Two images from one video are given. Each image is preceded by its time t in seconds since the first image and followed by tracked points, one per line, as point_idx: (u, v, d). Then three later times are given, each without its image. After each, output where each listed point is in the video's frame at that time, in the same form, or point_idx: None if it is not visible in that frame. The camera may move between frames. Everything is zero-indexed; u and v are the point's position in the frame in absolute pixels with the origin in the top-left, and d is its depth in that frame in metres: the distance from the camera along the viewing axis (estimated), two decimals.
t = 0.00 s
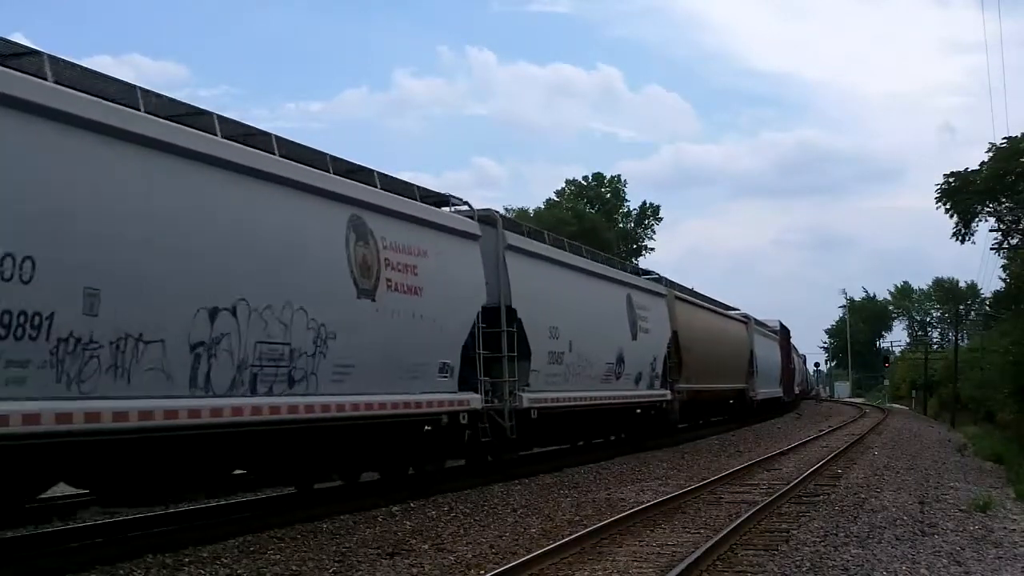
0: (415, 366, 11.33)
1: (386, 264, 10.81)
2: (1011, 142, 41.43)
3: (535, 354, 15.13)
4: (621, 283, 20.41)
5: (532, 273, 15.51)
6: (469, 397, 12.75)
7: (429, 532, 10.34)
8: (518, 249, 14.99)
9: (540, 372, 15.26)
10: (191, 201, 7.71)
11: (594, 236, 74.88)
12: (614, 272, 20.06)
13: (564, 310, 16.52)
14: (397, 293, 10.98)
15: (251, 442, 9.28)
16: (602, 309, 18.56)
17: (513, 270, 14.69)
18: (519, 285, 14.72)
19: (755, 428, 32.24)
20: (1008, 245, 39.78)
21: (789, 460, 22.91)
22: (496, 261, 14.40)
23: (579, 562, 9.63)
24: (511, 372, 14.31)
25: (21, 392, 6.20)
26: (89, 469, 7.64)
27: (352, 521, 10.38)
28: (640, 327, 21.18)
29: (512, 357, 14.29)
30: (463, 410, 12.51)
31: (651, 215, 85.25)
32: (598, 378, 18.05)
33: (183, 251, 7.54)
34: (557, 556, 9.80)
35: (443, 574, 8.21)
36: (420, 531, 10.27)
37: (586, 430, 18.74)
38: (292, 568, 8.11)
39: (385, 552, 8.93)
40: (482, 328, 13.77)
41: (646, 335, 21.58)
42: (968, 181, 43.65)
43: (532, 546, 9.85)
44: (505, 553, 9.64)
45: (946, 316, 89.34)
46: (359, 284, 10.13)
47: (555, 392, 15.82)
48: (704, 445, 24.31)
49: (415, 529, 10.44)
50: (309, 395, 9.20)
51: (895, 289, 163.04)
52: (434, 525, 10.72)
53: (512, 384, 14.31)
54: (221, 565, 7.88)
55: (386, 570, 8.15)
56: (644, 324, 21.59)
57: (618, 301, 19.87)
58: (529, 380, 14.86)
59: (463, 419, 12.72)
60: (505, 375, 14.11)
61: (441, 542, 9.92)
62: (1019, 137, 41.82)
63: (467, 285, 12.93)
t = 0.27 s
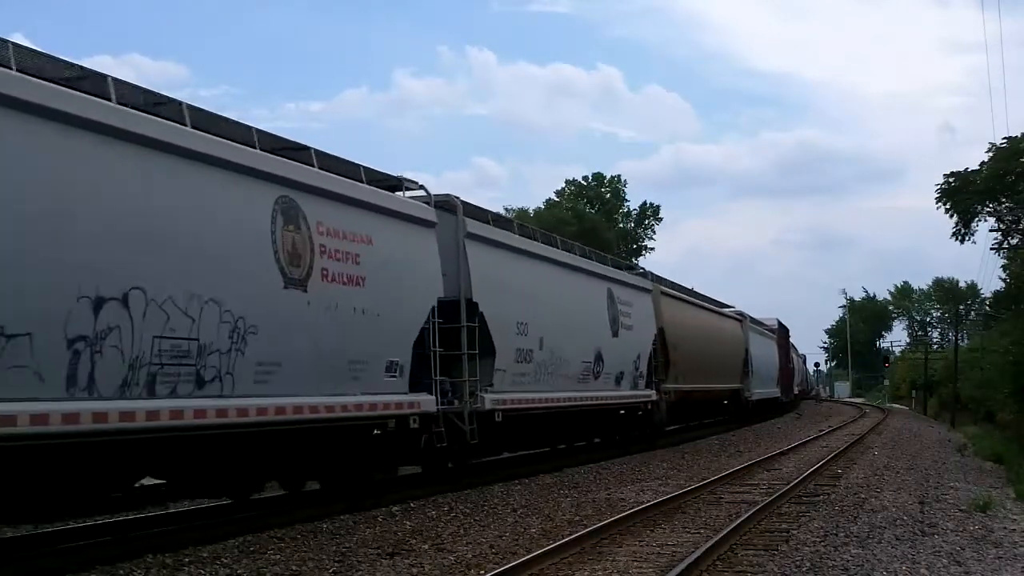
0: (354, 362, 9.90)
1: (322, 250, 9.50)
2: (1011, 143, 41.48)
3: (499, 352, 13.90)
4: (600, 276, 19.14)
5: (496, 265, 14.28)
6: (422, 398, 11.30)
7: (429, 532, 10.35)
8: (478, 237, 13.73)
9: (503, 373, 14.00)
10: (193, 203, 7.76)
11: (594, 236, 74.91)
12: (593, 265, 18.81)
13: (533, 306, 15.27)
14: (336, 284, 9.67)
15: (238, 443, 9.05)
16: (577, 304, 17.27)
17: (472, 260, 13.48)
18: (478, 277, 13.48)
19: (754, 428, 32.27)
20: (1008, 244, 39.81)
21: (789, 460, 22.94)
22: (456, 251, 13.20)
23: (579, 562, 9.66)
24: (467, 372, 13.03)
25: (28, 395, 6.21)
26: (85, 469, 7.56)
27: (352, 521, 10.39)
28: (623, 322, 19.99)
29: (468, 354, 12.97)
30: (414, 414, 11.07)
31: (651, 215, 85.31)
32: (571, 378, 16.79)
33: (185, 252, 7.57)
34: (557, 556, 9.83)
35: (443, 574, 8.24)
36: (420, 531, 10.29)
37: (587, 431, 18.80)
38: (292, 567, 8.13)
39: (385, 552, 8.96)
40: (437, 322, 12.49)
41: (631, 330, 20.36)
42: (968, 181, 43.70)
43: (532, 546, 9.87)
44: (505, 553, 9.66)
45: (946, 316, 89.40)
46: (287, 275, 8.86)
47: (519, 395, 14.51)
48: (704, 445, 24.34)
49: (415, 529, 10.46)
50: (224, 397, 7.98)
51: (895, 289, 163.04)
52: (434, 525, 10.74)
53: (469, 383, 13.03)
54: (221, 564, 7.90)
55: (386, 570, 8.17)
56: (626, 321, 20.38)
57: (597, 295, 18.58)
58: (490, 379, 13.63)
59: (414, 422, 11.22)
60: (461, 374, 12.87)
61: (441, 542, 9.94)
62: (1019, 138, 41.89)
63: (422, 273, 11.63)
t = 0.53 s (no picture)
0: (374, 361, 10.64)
1: (240, 235, 8.58)
2: (1012, 144, 43.13)
3: (505, 347, 13.88)
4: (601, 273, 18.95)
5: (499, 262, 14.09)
6: (440, 398, 11.95)
7: (431, 529, 11.54)
8: (482, 235, 13.57)
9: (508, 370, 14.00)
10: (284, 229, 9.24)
11: (594, 236, 76.61)
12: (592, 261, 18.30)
13: (539, 302, 15.17)
14: (257, 271, 8.72)
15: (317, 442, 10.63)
16: (580, 301, 17.10)
17: (474, 257, 13.29)
18: (482, 274, 13.33)
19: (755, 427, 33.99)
20: (1007, 245, 41.49)
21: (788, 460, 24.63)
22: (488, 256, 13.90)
23: (579, 563, 10.89)
24: (483, 365, 13.24)
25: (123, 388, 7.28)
26: (209, 463, 9.17)
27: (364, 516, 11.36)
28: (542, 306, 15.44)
29: (484, 346, 13.24)
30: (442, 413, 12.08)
31: (652, 215, 87.00)
32: (575, 374, 16.82)
33: (274, 268, 8.98)
34: (558, 557, 11.08)
35: None
36: (423, 528, 11.46)
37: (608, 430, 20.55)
38: (294, 567, 8.96)
39: (385, 552, 9.78)
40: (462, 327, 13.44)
41: (631, 326, 20.27)
42: (969, 180, 45.35)
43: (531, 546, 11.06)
44: (504, 554, 10.79)
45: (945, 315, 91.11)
46: (192, 260, 7.98)
47: (524, 392, 14.52)
48: (706, 444, 26.03)
49: (417, 526, 11.69)
50: (270, 393, 8.95)
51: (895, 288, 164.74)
52: (434, 524, 11.93)
53: (483, 376, 13.23)
54: (222, 565, 8.68)
55: (386, 570, 9.03)
56: (629, 318, 20.38)
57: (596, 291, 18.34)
58: (498, 373, 13.72)
59: (455, 420, 12.38)
60: (477, 368, 13.02)
61: (441, 542, 11.00)
62: (1020, 139, 43.50)
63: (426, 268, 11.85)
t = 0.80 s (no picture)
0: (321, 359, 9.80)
1: (132, 214, 7.25)
2: (1011, 143, 42.75)
3: (455, 346, 12.58)
4: (570, 266, 17.55)
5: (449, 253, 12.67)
6: (384, 400, 10.72)
7: (428, 531, 11.05)
8: (427, 221, 12.23)
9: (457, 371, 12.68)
10: (277, 232, 8.93)
11: (594, 236, 76.19)
12: (560, 254, 16.98)
13: (492, 296, 13.84)
14: (153, 253, 7.39)
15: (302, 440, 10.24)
16: (542, 297, 15.74)
17: (418, 243, 11.94)
18: (429, 264, 12.01)
19: (755, 427, 33.59)
20: (1007, 245, 41.09)
21: (788, 460, 24.24)
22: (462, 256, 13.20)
23: (580, 562, 10.48)
24: (433, 364, 12.03)
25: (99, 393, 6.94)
26: (181, 463, 8.78)
27: (353, 521, 10.94)
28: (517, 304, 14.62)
29: (434, 342, 11.99)
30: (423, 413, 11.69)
31: (651, 215, 86.61)
32: (538, 376, 15.51)
33: (221, 268, 8.14)
34: (558, 556, 10.66)
35: (444, 575, 8.66)
36: (420, 531, 10.99)
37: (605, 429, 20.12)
38: (293, 568, 8.47)
39: (385, 552, 9.32)
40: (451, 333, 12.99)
41: (604, 325, 18.92)
42: (968, 180, 44.99)
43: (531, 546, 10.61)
44: (505, 553, 10.35)
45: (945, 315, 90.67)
46: (72, 240, 6.69)
47: (475, 395, 13.24)
48: (704, 444, 25.65)
49: (414, 529, 11.20)
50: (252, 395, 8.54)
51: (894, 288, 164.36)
52: (432, 525, 11.51)
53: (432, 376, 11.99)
54: (222, 564, 8.22)
55: (386, 570, 8.57)
56: (611, 314, 19.52)
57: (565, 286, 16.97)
58: (448, 374, 12.47)
59: (404, 422, 11.32)
60: (424, 368, 11.80)
61: (440, 542, 10.60)
62: (1019, 139, 43.12)
63: (377, 257, 10.91)
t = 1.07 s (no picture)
0: (335, 360, 9.68)
1: None
2: (1012, 144, 42.66)
3: (415, 344, 11.11)
4: (575, 269, 16.90)
5: (384, 236, 10.60)
6: (316, 402, 9.20)
7: (429, 532, 10.99)
8: (390, 206, 10.74)
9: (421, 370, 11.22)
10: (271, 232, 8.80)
11: (595, 236, 76.09)
12: (539, 244, 15.03)
13: (464, 288, 12.33)
14: (17, 234, 6.24)
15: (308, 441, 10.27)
16: (523, 289, 14.22)
17: (414, 241, 11.23)
18: (421, 261, 11.25)
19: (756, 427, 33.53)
20: (1007, 245, 41.01)
21: (789, 460, 24.19)
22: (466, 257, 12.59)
23: (580, 562, 10.43)
24: (383, 364, 10.47)
25: (104, 390, 6.93)
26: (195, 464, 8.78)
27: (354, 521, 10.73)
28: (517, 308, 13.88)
29: (380, 338, 10.35)
30: (443, 412, 11.70)
31: (652, 215, 86.53)
32: (508, 375, 13.65)
33: (104, 251, 6.93)
34: (558, 556, 10.61)
35: (444, 574, 8.60)
36: (421, 532, 10.90)
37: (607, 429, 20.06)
38: (293, 567, 8.38)
39: (385, 552, 9.26)
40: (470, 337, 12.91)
41: (596, 320, 17.32)
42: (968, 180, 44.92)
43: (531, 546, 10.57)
44: (504, 553, 10.31)
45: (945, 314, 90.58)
46: None
47: (444, 395, 11.80)
48: (705, 444, 25.59)
49: (415, 529, 11.17)
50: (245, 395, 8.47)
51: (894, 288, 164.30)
52: (433, 525, 11.49)
53: (391, 377, 10.65)
54: (222, 564, 8.06)
55: (387, 570, 8.49)
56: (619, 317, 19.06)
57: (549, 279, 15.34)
58: (406, 375, 10.94)
59: (340, 427, 9.72)
60: (379, 368, 10.37)
61: (440, 542, 10.55)
62: (1019, 139, 43.03)
63: (365, 252, 10.17)
